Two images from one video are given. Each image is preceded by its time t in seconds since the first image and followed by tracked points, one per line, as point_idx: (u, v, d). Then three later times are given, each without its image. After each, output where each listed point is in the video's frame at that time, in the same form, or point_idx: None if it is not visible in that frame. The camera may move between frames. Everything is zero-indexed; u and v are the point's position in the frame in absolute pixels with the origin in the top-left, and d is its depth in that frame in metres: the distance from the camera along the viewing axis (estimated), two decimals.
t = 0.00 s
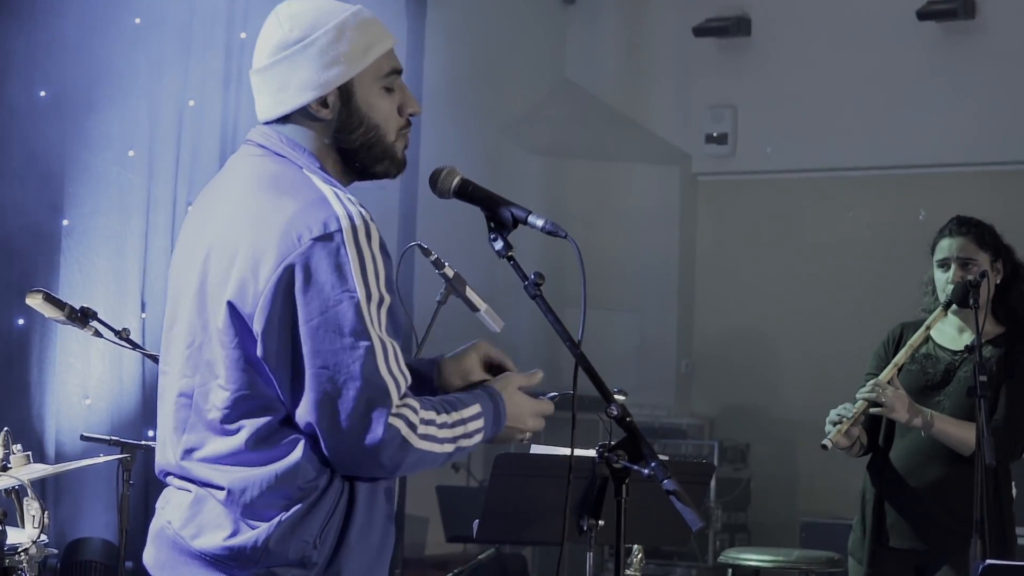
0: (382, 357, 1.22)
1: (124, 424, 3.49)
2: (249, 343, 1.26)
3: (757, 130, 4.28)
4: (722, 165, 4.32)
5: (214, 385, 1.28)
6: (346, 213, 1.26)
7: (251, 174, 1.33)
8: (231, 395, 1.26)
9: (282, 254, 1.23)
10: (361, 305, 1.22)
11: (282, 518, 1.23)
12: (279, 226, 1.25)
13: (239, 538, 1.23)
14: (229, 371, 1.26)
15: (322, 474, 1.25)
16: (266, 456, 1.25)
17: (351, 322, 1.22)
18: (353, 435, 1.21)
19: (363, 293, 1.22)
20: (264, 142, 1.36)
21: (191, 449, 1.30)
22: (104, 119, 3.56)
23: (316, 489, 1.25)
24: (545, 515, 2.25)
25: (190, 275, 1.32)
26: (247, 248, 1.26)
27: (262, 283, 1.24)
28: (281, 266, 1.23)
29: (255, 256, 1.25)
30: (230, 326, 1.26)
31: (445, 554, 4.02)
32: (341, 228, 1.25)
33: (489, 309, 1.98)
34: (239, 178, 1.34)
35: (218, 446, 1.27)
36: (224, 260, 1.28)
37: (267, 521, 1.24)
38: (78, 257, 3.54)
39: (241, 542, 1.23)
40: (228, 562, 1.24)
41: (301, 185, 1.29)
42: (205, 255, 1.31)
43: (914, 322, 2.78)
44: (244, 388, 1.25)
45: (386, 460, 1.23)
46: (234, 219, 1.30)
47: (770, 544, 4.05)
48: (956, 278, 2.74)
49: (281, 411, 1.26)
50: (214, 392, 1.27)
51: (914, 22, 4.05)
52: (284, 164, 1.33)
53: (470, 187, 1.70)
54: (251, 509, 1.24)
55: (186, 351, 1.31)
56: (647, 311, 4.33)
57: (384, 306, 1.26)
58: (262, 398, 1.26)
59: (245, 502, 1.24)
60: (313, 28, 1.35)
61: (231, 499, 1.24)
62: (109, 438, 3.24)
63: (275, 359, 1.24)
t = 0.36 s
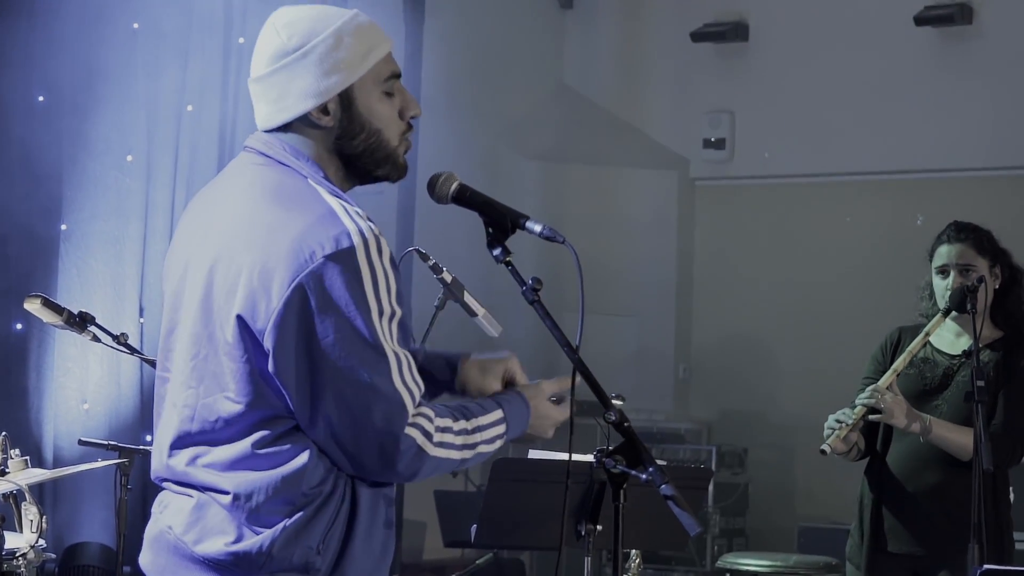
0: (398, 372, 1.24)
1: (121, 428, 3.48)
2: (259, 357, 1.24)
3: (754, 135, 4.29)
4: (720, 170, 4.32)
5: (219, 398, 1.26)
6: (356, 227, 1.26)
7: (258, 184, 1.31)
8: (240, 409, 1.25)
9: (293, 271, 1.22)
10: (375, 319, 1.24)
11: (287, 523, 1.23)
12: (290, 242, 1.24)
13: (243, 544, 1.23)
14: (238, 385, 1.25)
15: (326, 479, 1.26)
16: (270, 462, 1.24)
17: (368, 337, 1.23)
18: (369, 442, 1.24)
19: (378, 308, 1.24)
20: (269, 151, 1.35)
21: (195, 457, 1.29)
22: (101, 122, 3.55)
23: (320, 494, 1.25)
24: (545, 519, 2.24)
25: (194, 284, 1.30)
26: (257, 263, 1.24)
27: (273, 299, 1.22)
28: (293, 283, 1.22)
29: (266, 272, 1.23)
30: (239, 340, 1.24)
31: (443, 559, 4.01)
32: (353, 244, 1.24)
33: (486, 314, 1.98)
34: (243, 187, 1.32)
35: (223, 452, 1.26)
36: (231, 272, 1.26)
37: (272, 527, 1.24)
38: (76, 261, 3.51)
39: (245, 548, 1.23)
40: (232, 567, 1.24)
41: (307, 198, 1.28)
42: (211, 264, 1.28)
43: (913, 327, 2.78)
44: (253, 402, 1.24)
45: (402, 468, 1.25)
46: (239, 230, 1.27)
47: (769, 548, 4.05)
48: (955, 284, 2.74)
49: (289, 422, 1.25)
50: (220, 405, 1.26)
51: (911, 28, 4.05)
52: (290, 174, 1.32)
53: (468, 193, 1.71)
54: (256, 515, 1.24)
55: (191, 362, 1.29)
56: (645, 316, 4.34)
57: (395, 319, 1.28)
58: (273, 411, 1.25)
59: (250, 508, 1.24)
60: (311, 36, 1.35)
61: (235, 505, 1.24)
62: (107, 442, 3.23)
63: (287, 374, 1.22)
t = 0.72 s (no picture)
0: (428, 379, 1.21)
1: (121, 436, 3.38)
2: (291, 373, 1.18)
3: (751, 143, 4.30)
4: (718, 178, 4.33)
5: (245, 414, 1.19)
6: (383, 238, 1.21)
7: (276, 196, 1.25)
8: (270, 425, 1.18)
9: (329, 284, 1.17)
10: (408, 329, 1.19)
11: (316, 530, 1.18)
12: (323, 254, 1.18)
13: (272, 554, 1.17)
14: (267, 403, 1.18)
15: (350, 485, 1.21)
16: (299, 472, 1.18)
17: (403, 345, 1.19)
18: (403, 451, 1.20)
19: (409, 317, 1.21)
20: (272, 163, 1.31)
21: (215, 471, 1.21)
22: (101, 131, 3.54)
23: (345, 501, 1.20)
24: (542, 528, 2.25)
25: (214, 299, 1.22)
26: (288, 276, 1.18)
27: (310, 313, 1.16)
28: (331, 296, 1.16)
29: (299, 286, 1.17)
30: (272, 358, 1.17)
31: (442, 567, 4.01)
32: (385, 253, 1.20)
33: (485, 323, 2.00)
34: (257, 198, 1.26)
35: (248, 463, 1.19)
36: (258, 285, 1.19)
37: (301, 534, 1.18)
38: (75, 269, 3.38)
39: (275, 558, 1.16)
40: None
41: (330, 210, 1.23)
42: (233, 278, 1.21)
43: (910, 335, 2.79)
44: (283, 417, 1.18)
45: (435, 470, 1.22)
46: (264, 241, 1.21)
47: (768, 556, 4.04)
48: (952, 291, 2.75)
49: (317, 436, 1.19)
50: (248, 422, 1.19)
51: (908, 35, 4.07)
52: (304, 187, 1.27)
53: (466, 202, 1.71)
54: (286, 525, 1.17)
55: (212, 381, 1.21)
56: (643, 322, 4.35)
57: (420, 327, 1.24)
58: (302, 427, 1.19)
59: (280, 518, 1.17)
60: (322, 45, 1.34)
61: (265, 515, 1.17)
62: (106, 451, 3.23)
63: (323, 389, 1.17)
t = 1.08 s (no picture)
0: (422, 392, 1.20)
1: (119, 447, 3.26)
2: (286, 379, 1.18)
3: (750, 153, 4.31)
4: (717, 187, 4.35)
5: (240, 421, 1.19)
6: (383, 248, 1.21)
7: (281, 204, 1.26)
8: (265, 431, 1.18)
9: (326, 291, 1.16)
10: (405, 339, 1.19)
11: (313, 544, 1.18)
12: (321, 261, 1.18)
13: (268, 565, 1.17)
14: (262, 410, 1.18)
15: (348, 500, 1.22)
16: (295, 483, 1.18)
17: (400, 355, 1.18)
18: (395, 463, 1.19)
19: (407, 328, 1.20)
20: (279, 172, 1.32)
21: (211, 478, 1.22)
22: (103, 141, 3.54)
23: (341, 515, 1.21)
24: (540, 536, 2.24)
25: (215, 305, 1.23)
26: (287, 282, 1.18)
27: (306, 320, 1.16)
28: (327, 304, 1.16)
29: (297, 292, 1.17)
30: (268, 364, 1.17)
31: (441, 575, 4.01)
32: (384, 263, 1.19)
33: (483, 332, 2.01)
34: (264, 206, 1.26)
35: (245, 472, 1.20)
36: (257, 291, 1.20)
37: (297, 546, 1.18)
38: (74, 277, 3.26)
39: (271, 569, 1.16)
40: None
41: (331, 219, 1.23)
42: (233, 284, 1.22)
43: (909, 344, 2.80)
44: (278, 424, 1.18)
45: (425, 487, 1.20)
46: (266, 247, 1.21)
47: (767, 566, 4.03)
48: (950, 300, 2.75)
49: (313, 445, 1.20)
50: (242, 428, 1.19)
51: (907, 45, 4.06)
52: (306, 196, 1.28)
53: (465, 211, 1.71)
54: (281, 537, 1.18)
55: (209, 386, 1.22)
56: (642, 331, 4.36)
57: (419, 341, 1.24)
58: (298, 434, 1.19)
59: (275, 528, 1.18)
60: (325, 61, 1.34)
61: (260, 525, 1.17)
62: (105, 459, 3.22)
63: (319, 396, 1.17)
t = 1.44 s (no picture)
0: (411, 395, 1.22)
1: (120, 455, 3.10)
2: (269, 387, 1.20)
3: (749, 161, 4.32)
4: (716, 195, 4.35)
5: (226, 430, 1.21)
6: (364, 255, 1.22)
7: (266, 213, 1.28)
8: (249, 439, 1.20)
9: (304, 299, 1.18)
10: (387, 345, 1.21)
11: (296, 551, 1.20)
12: (300, 269, 1.20)
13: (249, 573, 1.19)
14: (246, 418, 1.19)
15: (332, 509, 1.24)
16: (279, 490, 1.21)
17: (381, 361, 1.20)
18: (385, 466, 1.20)
19: (389, 334, 1.21)
20: (270, 180, 1.33)
21: (199, 485, 1.24)
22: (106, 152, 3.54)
23: (326, 523, 1.23)
24: (538, 544, 2.25)
25: (201, 313, 1.25)
26: (266, 291, 1.19)
27: (285, 327, 1.18)
28: (305, 312, 1.18)
29: (277, 302, 1.19)
30: (250, 371, 1.19)
31: None
32: (363, 270, 1.21)
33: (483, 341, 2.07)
34: (251, 215, 1.28)
35: (230, 480, 1.22)
36: (238, 299, 1.21)
37: (280, 555, 1.20)
38: (73, 287, 3.00)
39: None
40: None
41: (315, 227, 1.25)
42: (217, 293, 1.24)
43: (908, 351, 2.81)
44: (263, 431, 1.20)
45: (422, 490, 1.22)
46: (248, 257, 1.23)
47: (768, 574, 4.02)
48: (948, 308, 2.76)
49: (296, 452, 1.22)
50: (228, 436, 1.21)
51: (905, 52, 4.06)
52: (293, 203, 1.30)
53: (464, 220, 1.72)
54: (263, 545, 1.20)
55: (195, 394, 1.24)
56: (642, 338, 4.37)
57: (406, 345, 1.26)
58: (284, 440, 1.21)
59: (258, 536, 1.20)
60: (310, 69, 1.35)
61: (242, 533, 1.20)
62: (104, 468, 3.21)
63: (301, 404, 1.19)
